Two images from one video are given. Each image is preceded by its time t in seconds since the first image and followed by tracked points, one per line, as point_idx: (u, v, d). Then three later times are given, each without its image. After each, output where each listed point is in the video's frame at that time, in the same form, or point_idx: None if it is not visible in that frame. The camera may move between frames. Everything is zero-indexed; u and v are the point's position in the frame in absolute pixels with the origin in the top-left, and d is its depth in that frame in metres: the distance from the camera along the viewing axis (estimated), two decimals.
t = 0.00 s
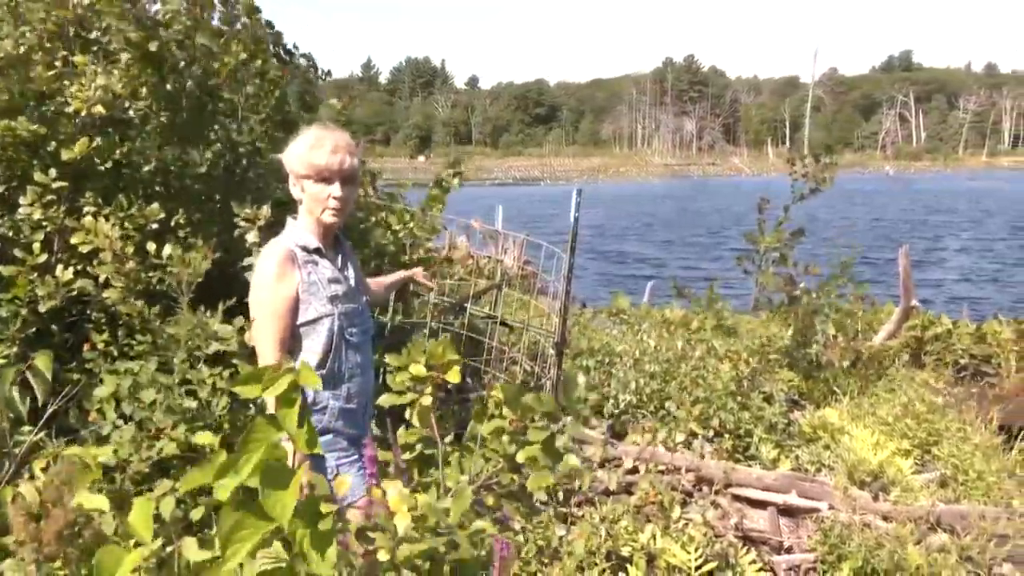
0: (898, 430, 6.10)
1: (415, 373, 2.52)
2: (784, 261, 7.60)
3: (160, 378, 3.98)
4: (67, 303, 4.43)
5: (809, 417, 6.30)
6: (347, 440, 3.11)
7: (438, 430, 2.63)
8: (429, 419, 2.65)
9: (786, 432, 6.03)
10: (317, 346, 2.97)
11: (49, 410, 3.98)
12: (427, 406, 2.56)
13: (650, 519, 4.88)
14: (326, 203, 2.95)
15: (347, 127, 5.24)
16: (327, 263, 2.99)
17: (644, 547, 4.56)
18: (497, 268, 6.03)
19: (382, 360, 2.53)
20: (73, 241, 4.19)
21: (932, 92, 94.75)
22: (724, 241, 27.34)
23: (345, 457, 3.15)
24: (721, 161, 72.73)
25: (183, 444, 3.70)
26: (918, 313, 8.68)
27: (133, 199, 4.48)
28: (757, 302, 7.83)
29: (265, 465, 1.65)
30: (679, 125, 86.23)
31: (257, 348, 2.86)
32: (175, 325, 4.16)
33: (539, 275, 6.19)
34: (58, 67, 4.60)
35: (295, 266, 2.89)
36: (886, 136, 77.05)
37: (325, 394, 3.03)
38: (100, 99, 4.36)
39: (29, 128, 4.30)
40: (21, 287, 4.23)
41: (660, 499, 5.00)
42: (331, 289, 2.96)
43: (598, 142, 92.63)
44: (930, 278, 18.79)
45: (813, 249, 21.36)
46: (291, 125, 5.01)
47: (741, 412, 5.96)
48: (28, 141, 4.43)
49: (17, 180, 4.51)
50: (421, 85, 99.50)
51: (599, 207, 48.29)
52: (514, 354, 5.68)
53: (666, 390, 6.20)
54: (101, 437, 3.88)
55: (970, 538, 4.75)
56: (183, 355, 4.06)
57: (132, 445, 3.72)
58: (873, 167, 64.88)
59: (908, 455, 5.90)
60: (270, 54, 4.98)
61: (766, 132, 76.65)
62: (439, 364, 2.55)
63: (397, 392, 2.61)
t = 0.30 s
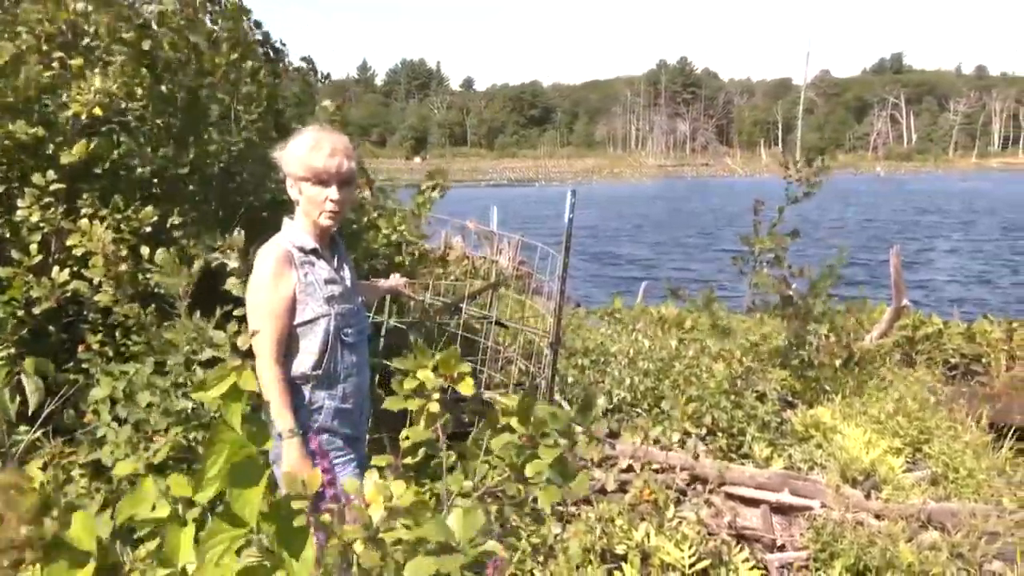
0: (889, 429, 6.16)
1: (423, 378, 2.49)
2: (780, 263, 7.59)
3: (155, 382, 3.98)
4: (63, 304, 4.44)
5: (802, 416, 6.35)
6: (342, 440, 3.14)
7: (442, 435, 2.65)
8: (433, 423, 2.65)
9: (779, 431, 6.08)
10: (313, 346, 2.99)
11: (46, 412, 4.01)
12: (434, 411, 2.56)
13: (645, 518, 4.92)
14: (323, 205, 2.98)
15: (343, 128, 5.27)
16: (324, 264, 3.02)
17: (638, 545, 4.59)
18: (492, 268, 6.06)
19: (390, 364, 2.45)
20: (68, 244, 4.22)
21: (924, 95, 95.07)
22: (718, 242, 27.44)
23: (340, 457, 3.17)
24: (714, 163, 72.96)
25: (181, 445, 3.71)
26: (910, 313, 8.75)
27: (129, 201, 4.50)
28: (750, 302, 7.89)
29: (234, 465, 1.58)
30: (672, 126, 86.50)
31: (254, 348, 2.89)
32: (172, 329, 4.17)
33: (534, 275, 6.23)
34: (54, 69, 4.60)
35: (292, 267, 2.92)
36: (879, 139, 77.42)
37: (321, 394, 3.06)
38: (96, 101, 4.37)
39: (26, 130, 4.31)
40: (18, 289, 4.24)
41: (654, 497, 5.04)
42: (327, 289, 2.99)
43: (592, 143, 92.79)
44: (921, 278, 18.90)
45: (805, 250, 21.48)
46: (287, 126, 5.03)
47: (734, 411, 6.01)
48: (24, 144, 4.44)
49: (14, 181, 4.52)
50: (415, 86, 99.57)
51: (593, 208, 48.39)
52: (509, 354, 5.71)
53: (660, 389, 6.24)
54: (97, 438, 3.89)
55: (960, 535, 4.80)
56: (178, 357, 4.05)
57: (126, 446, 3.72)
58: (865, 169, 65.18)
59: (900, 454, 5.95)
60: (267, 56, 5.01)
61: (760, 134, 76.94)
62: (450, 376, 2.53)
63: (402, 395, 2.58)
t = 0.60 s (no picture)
0: (882, 427, 6.21)
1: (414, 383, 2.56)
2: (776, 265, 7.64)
3: (154, 379, 4.01)
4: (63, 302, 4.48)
5: (795, 415, 6.40)
6: (340, 440, 3.16)
7: (440, 438, 2.67)
8: (431, 426, 2.67)
9: (772, 429, 6.13)
10: (310, 347, 3.03)
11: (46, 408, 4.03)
12: (430, 417, 2.62)
13: (639, 515, 4.96)
14: (319, 206, 3.02)
15: (341, 129, 5.30)
16: (320, 265, 3.05)
17: (633, 543, 4.64)
18: (489, 268, 6.11)
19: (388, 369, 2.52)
20: (68, 241, 4.26)
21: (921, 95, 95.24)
22: (715, 241, 27.51)
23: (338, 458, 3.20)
24: (711, 162, 73.02)
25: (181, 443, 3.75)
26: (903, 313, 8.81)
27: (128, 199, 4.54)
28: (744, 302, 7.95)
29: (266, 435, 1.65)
30: (670, 126, 86.57)
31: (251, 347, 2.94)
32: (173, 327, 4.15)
33: (530, 275, 6.28)
34: (53, 69, 4.64)
35: (288, 268, 2.96)
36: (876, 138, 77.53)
37: (318, 395, 3.09)
38: (95, 101, 4.40)
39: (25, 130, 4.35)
40: (18, 287, 4.28)
41: (649, 495, 5.09)
42: (323, 291, 3.03)
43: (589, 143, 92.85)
44: (916, 278, 18.98)
45: (801, 249, 21.54)
46: (285, 127, 5.07)
47: (728, 409, 6.06)
48: (24, 144, 4.47)
49: (13, 181, 4.56)
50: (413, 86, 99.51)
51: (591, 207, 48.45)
52: (506, 353, 5.76)
53: (655, 388, 6.29)
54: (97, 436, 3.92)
55: (952, 533, 4.85)
56: (181, 357, 3.98)
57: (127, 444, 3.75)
58: (862, 168, 65.26)
59: (892, 452, 6.01)
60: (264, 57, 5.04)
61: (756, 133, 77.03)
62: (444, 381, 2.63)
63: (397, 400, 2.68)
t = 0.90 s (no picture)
0: (876, 425, 6.25)
1: (425, 381, 2.56)
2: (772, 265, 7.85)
3: (153, 379, 4.04)
4: (63, 301, 4.51)
5: (790, 413, 6.44)
6: (339, 439, 3.20)
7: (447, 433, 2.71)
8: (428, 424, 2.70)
9: (768, 428, 6.17)
10: (309, 346, 3.07)
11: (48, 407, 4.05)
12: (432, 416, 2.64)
13: (636, 513, 5.00)
14: (318, 207, 3.06)
15: (340, 130, 5.35)
16: (319, 265, 3.09)
17: (630, 541, 4.67)
18: (486, 268, 6.16)
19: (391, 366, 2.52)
20: (70, 239, 4.28)
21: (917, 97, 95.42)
22: (712, 241, 27.57)
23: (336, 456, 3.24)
24: (709, 163, 73.08)
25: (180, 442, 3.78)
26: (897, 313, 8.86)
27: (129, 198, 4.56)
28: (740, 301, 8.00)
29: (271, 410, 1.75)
30: (668, 127, 86.64)
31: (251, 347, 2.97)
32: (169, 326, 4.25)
33: (526, 275, 6.32)
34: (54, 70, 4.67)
35: (288, 269, 3.00)
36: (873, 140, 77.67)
37: (317, 393, 3.12)
38: (96, 101, 4.43)
39: (26, 130, 4.38)
40: (19, 287, 4.30)
41: (646, 493, 5.12)
42: (322, 290, 3.06)
43: (587, 143, 92.92)
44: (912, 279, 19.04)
45: (798, 250, 21.59)
46: (285, 128, 5.11)
47: (724, 408, 6.10)
48: (25, 143, 4.50)
49: (13, 180, 4.58)
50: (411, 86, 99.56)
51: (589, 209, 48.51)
52: (503, 352, 5.80)
53: (651, 388, 6.33)
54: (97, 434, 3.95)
55: (945, 531, 4.89)
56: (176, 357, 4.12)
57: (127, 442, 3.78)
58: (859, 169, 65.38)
59: (886, 450, 6.05)
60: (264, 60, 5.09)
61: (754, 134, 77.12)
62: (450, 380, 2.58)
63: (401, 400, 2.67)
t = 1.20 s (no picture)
0: (872, 424, 6.29)
1: (413, 378, 2.52)
2: (770, 267, 7.87)
3: (153, 380, 4.09)
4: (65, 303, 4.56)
5: (787, 411, 6.48)
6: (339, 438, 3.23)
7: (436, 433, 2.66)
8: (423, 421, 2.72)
9: (764, 426, 6.22)
10: (308, 348, 3.11)
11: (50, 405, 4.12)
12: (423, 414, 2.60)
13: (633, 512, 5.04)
14: (319, 208, 3.08)
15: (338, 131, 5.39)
16: (320, 265, 3.12)
17: (628, 539, 4.71)
18: (484, 268, 6.20)
19: (382, 365, 2.46)
20: (70, 244, 4.36)
21: (915, 98, 95.54)
22: (710, 242, 27.62)
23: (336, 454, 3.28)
24: (707, 163, 73.13)
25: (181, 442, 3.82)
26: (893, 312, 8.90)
27: (129, 203, 4.65)
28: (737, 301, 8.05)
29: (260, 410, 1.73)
30: (666, 127, 86.69)
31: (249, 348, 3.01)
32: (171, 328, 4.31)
33: (524, 275, 6.36)
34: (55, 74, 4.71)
35: (288, 271, 3.03)
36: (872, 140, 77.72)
37: (316, 393, 3.17)
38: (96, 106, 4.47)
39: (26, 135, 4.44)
40: (21, 288, 4.36)
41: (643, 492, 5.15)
42: (323, 291, 3.10)
43: (586, 144, 92.99)
44: (910, 279, 19.09)
45: (795, 250, 21.63)
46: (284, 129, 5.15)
47: (721, 407, 6.15)
48: (26, 145, 4.60)
49: (14, 182, 4.64)
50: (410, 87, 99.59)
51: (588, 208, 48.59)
52: (501, 352, 5.84)
53: (649, 387, 6.38)
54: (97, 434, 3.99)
55: (940, 529, 4.92)
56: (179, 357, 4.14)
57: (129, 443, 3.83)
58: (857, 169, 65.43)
59: (881, 449, 6.09)
60: (264, 62, 5.13)
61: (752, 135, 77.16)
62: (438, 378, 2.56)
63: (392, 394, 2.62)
